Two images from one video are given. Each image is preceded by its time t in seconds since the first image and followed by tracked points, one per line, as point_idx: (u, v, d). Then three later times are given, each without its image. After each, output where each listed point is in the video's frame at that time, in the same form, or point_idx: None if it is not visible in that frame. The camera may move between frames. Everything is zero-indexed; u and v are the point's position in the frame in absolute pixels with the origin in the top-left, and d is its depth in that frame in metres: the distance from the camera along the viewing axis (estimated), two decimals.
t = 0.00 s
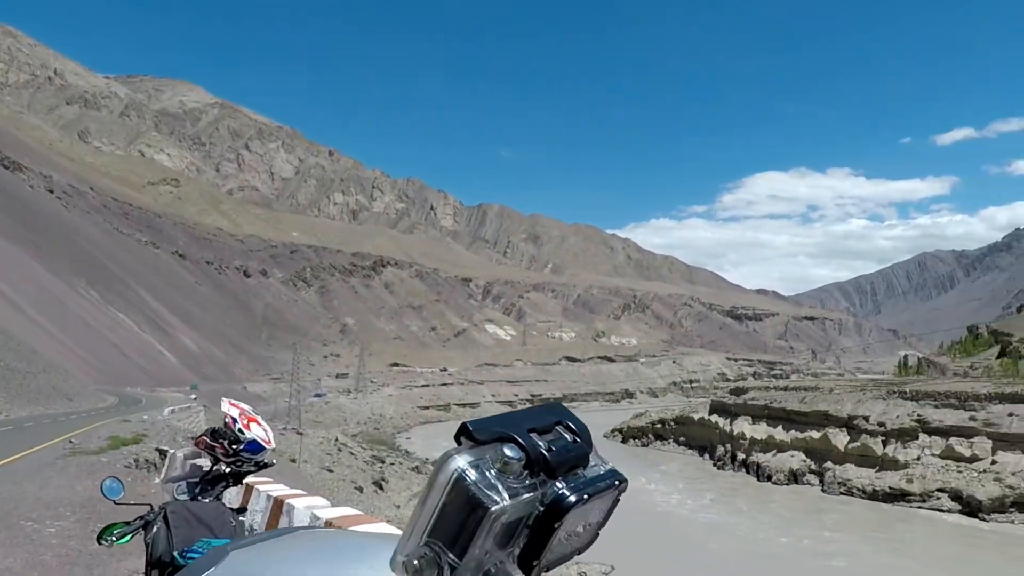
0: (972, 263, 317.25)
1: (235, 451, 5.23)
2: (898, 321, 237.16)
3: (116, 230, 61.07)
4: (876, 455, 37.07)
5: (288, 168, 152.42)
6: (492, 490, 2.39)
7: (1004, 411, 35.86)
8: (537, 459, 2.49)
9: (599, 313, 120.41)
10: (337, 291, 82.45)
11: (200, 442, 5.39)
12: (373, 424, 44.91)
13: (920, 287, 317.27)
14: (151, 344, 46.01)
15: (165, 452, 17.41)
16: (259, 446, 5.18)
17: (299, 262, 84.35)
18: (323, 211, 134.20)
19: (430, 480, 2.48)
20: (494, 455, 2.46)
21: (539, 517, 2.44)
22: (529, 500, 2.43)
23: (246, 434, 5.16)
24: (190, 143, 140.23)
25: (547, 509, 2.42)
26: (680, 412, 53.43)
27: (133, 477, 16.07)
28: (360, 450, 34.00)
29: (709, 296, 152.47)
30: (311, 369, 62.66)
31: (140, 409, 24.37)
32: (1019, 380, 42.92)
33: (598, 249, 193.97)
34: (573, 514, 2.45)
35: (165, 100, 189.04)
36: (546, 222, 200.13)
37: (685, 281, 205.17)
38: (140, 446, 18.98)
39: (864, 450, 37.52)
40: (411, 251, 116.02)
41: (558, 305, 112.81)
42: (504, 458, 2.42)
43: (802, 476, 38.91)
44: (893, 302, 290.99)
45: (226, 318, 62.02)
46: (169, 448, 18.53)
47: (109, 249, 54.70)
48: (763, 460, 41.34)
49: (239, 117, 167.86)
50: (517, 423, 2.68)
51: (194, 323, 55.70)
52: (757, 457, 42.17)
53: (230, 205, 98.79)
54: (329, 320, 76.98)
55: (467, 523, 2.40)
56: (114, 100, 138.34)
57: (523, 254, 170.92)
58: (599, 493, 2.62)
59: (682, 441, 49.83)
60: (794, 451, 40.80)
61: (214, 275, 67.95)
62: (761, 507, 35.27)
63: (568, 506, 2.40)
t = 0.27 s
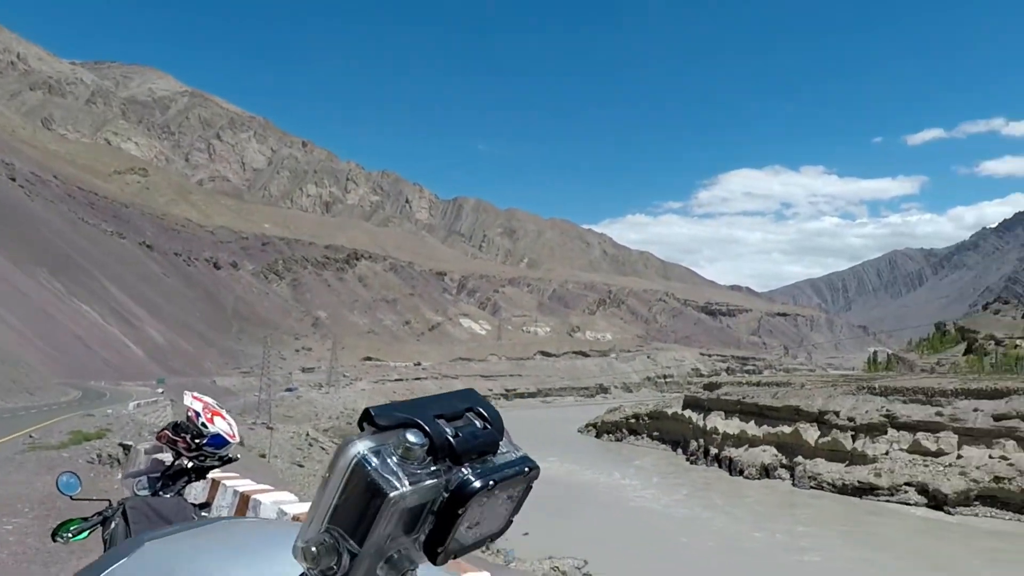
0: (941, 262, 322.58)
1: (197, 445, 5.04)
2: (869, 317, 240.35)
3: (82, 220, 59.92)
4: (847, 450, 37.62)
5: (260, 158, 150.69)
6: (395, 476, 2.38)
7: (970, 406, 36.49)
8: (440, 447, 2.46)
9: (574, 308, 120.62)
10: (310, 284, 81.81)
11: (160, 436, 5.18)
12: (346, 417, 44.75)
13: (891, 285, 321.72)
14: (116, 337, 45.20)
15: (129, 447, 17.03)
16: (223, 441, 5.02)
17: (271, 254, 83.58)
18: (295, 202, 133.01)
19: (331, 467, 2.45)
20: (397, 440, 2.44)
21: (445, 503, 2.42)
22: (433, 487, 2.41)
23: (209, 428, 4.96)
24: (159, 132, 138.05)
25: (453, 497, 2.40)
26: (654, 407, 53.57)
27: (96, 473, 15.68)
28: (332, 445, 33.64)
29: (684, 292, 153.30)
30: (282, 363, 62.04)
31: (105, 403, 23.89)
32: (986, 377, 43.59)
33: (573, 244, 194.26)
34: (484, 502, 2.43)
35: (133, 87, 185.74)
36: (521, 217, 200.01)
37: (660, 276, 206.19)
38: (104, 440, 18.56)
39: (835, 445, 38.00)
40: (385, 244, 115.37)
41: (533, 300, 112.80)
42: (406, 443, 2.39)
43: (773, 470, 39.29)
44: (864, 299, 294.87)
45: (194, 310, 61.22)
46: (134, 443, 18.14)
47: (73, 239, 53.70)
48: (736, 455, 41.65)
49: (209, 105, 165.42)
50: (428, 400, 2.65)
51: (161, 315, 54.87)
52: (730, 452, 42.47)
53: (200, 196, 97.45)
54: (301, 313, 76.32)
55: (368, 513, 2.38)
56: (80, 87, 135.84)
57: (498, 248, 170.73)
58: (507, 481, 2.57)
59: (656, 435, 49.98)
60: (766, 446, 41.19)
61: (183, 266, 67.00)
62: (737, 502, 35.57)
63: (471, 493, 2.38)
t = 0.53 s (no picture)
0: (885, 256, 331.56)
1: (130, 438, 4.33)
2: (817, 310, 245.52)
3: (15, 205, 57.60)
4: (795, 440, 38.57)
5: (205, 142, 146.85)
6: (236, 444, 2.69)
7: (911, 397, 37.64)
8: (289, 418, 2.78)
9: (528, 299, 120.75)
10: (256, 273, 80.30)
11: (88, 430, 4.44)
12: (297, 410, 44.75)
13: (837, 279, 329.12)
14: (51, 327, 43.55)
15: (58, 441, 16.32)
16: (156, 432, 4.28)
17: (216, 241, 81.88)
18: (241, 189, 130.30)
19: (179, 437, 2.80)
20: (240, 411, 2.77)
21: (291, 475, 2.72)
22: (279, 455, 2.71)
23: (142, 419, 4.27)
24: (97, 113, 133.27)
25: (301, 464, 2.70)
26: (607, 398, 53.75)
27: (25, 468, 15.00)
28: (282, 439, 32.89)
29: (638, 284, 154.67)
30: (228, 354, 60.73)
31: (38, 396, 22.95)
32: (927, 369, 44.88)
33: (528, 235, 194.27)
34: (326, 472, 2.73)
35: (69, 65, 178.65)
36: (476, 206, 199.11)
37: (614, 268, 207.61)
38: (34, 435, 17.77)
39: (783, 436, 38.92)
40: (336, 233, 113.83)
41: (487, 291, 112.51)
42: (250, 413, 2.73)
43: (723, 460, 39.93)
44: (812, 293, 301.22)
45: (134, 299, 59.57)
46: (65, 437, 17.40)
47: (4, 225, 51.55)
48: (687, 445, 42.13)
49: (152, 86, 160.25)
50: (275, 379, 2.94)
51: (100, 305, 53.17)
52: (681, 442, 42.96)
53: (141, 180, 94.60)
54: (247, 303, 74.91)
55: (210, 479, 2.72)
56: (11, 66, 130.13)
57: (452, 239, 169.99)
58: (358, 450, 2.88)
59: (609, 426, 50.23)
60: (717, 436, 41.83)
61: (123, 254, 65.05)
62: (683, 493, 35.85)
63: (316, 459, 2.68)
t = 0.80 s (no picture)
0: (835, 249, 338.74)
1: None
2: (769, 302, 249.59)
3: None
4: (744, 429, 39.13)
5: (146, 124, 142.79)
6: (74, 409, 3.38)
7: (857, 386, 38.46)
8: (134, 385, 3.45)
9: (482, 288, 120.48)
10: (200, 260, 78.67)
11: None
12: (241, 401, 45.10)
13: (788, 271, 335.02)
14: None
15: None
16: None
17: (157, 227, 80.13)
18: (183, 171, 127.09)
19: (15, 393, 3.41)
20: (80, 378, 3.42)
21: (137, 446, 3.44)
22: (123, 419, 3.40)
23: None
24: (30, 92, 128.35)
25: (146, 431, 3.40)
26: (560, 388, 53.92)
27: None
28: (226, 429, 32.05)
29: (592, 275, 155.40)
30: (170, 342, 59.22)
31: None
32: (873, 360, 45.85)
33: (483, 224, 193.55)
34: (168, 438, 3.42)
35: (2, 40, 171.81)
36: (429, 195, 197.53)
37: (568, 258, 208.13)
38: None
39: (733, 424, 39.41)
40: (284, 220, 111.96)
41: (441, 280, 111.88)
42: (91, 380, 3.38)
43: (676, 449, 40.23)
44: (763, 285, 306.33)
45: (69, 285, 57.83)
46: None
47: None
48: (639, 434, 42.42)
49: (91, 64, 154.95)
50: (123, 349, 3.57)
51: (33, 291, 51.39)
52: (634, 432, 43.19)
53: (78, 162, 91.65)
54: (191, 291, 73.28)
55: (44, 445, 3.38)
56: None
57: (404, 227, 168.51)
58: (215, 412, 3.63)
59: (562, 417, 50.39)
60: (670, 425, 42.13)
61: (57, 239, 63.02)
62: (628, 483, 35.93)
63: (164, 425, 3.39)
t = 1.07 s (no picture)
0: (790, 240, 344.61)
1: None
2: (727, 292, 252.85)
3: None
4: (701, 419, 39.47)
5: (91, 105, 139.00)
6: None
7: (812, 376, 39.14)
8: None
9: (441, 277, 120.03)
10: (148, 246, 76.89)
11: None
12: (190, 391, 44.50)
13: (745, 262, 339.91)
14: None
15: None
16: None
17: (102, 210, 78.57)
18: (131, 154, 124.12)
19: None
20: None
21: None
22: None
23: None
24: None
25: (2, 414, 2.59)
26: (519, 378, 53.81)
27: None
28: (174, 420, 31.28)
29: (552, 264, 155.64)
30: (117, 331, 57.70)
31: None
32: (828, 351, 46.53)
33: (442, 213, 192.29)
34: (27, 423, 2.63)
35: None
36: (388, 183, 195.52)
37: (528, 248, 208.03)
38: None
39: (690, 414, 39.77)
40: (237, 205, 109.96)
41: (398, 269, 111.18)
42: None
43: (633, 439, 40.51)
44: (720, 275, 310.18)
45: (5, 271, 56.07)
46: None
47: None
48: (598, 424, 42.53)
49: (32, 42, 149.94)
50: None
51: None
52: (592, 421, 43.28)
53: (18, 144, 88.77)
54: (139, 278, 71.47)
55: None
56: None
57: (361, 214, 166.82)
58: (86, 397, 2.87)
59: (521, 406, 50.31)
60: (628, 415, 42.31)
61: None
62: (588, 473, 35.95)
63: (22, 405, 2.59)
